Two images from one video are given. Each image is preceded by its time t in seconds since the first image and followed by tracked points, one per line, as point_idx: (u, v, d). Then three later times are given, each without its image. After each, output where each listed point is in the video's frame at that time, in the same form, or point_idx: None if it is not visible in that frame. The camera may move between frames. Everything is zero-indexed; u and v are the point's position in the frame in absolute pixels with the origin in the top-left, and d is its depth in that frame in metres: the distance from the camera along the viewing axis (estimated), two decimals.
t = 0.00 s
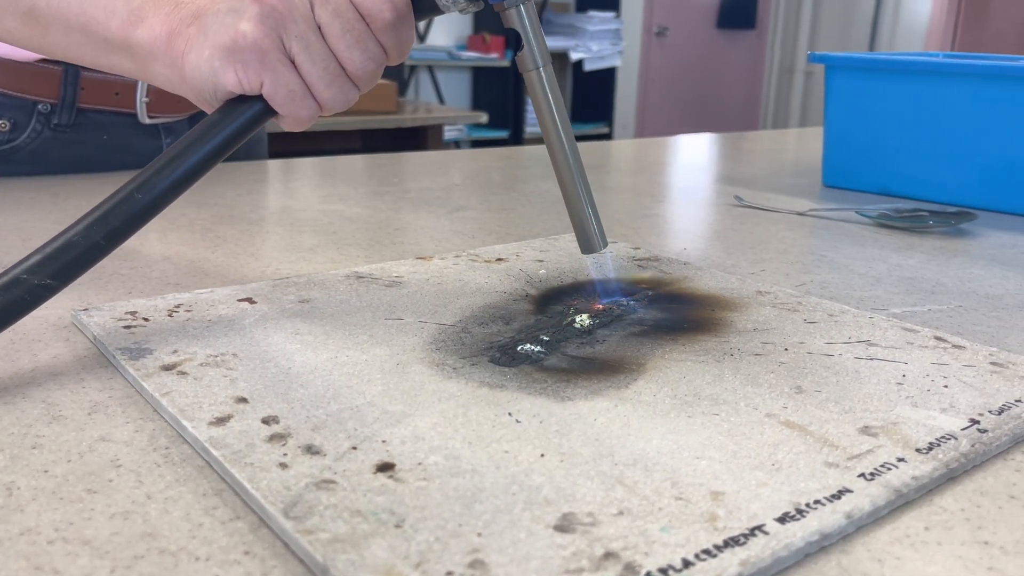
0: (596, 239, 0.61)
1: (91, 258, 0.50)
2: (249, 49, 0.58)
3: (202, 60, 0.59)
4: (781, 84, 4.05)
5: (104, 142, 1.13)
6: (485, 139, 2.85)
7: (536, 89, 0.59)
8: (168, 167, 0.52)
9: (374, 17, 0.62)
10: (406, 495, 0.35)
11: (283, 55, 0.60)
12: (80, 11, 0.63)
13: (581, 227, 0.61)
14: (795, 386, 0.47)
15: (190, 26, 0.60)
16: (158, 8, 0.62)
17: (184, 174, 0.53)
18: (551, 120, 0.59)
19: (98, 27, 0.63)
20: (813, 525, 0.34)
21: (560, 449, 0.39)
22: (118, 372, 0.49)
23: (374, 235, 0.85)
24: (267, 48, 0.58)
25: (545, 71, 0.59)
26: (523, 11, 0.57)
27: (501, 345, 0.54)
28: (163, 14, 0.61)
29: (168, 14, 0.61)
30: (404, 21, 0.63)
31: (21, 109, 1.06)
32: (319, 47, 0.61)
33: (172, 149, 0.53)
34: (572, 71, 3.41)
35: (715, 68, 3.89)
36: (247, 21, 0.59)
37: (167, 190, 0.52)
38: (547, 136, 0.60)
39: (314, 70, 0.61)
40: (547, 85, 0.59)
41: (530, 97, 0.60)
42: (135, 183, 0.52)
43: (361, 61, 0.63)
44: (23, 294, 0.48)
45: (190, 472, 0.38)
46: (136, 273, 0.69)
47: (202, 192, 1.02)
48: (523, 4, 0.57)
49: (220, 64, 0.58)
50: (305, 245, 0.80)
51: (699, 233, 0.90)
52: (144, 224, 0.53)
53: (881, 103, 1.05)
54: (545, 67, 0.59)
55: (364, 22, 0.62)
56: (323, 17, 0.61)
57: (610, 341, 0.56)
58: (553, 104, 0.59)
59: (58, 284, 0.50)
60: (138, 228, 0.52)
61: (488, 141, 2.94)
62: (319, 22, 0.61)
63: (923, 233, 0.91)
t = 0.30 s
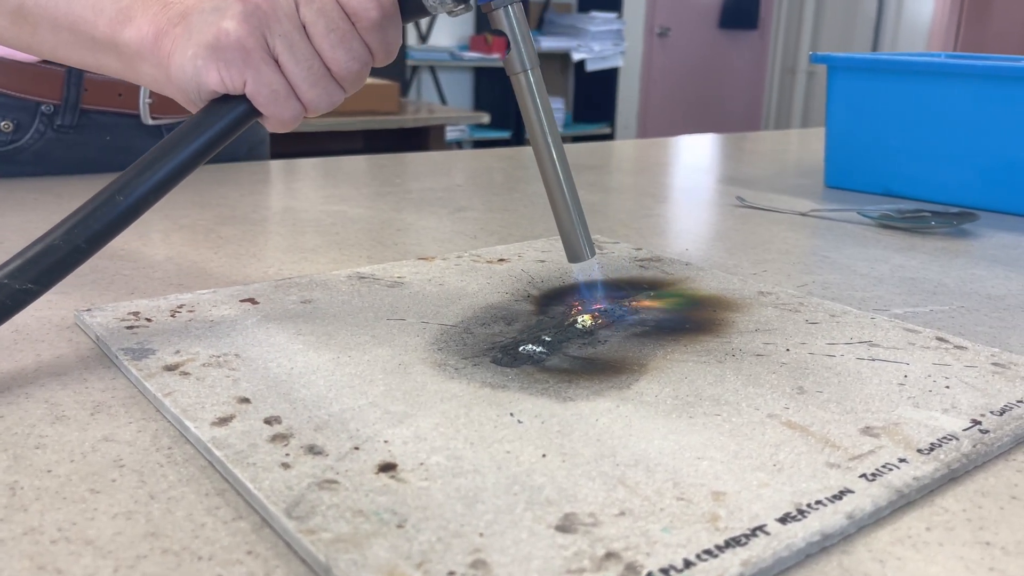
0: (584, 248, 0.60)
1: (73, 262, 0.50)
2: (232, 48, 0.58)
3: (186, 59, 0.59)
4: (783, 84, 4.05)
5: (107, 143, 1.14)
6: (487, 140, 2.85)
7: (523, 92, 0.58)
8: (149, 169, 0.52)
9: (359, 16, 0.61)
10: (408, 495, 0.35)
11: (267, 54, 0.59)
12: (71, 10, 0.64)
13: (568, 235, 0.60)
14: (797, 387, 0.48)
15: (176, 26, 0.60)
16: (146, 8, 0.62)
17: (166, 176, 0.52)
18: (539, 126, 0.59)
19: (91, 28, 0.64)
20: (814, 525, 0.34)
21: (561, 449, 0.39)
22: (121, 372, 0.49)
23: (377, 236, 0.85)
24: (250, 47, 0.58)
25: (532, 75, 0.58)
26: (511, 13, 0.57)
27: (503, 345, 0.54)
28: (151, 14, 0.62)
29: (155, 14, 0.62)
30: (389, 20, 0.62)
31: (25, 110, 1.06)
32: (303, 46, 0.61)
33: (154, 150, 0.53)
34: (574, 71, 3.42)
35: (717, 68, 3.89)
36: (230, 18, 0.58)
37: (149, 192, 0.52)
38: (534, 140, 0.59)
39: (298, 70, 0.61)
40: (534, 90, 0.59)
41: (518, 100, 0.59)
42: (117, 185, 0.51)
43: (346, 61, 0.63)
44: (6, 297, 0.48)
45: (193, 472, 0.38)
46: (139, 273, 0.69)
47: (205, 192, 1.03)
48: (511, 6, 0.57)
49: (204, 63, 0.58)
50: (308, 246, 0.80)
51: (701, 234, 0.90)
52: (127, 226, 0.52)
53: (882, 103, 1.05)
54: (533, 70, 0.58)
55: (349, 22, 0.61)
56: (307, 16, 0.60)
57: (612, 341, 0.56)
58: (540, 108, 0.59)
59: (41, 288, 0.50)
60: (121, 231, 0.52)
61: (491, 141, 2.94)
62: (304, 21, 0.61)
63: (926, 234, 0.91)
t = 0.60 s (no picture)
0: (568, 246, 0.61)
1: (56, 263, 0.50)
2: (213, 44, 0.57)
3: (168, 56, 0.59)
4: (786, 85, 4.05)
5: (110, 144, 1.14)
6: (490, 141, 2.85)
7: (508, 88, 0.58)
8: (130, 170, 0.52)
9: (341, 11, 0.59)
10: (411, 495, 0.35)
11: (248, 50, 0.59)
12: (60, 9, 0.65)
13: (552, 230, 0.61)
14: (799, 388, 0.48)
15: (161, 24, 0.60)
16: (133, 8, 0.63)
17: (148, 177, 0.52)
18: (525, 124, 0.59)
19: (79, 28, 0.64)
20: (816, 525, 0.34)
21: (564, 449, 0.39)
22: (124, 372, 0.49)
23: (379, 236, 0.85)
24: (230, 43, 0.58)
25: (517, 71, 0.58)
26: (495, 7, 0.57)
27: (505, 346, 0.54)
28: (137, 14, 0.62)
29: (141, 14, 0.62)
30: (373, 14, 0.60)
31: (28, 111, 1.06)
32: (284, 42, 0.60)
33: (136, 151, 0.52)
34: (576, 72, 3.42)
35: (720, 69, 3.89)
36: (211, 15, 0.58)
37: (131, 193, 0.52)
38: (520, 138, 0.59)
39: (279, 66, 0.60)
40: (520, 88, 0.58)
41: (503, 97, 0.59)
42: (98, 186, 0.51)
43: (328, 57, 0.61)
44: None
45: (196, 472, 0.39)
46: (142, 274, 0.69)
47: (208, 193, 1.03)
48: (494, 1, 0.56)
49: (185, 60, 0.58)
50: (310, 246, 0.80)
51: (704, 235, 0.90)
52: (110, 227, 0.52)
53: (884, 104, 1.05)
54: (517, 66, 0.58)
55: (331, 17, 0.60)
56: (289, 11, 0.59)
57: (614, 341, 0.56)
58: (525, 105, 0.58)
59: (23, 290, 0.50)
60: (103, 232, 0.52)
61: (494, 142, 2.94)
62: (286, 16, 0.59)
63: (928, 234, 0.91)
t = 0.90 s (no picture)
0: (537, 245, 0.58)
1: (26, 277, 0.51)
2: (170, 57, 0.59)
3: (134, 72, 0.61)
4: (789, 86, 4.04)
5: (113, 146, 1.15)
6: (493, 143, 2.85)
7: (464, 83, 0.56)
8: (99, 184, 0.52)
9: (293, 18, 0.58)
10: (412, 497, 0.35)
11: (205, 61, 0.60)
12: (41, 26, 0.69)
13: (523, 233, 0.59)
14: (798, 390, 0.48)
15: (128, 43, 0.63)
16: (104, 28, 0.66)
17: (117, 191, 0.52)
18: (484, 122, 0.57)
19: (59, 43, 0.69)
20: (815, 527, 0.34)
21: (564, 451, 0.40)
22: (129, 374, 0.49)
23: (382, 238, 0.85)
24: (187, 55, 0.59)
25: (472, 65, 0.56)
26: None
27: (507, 348, 0.55)
28: (108, 33, 0.66)
29: (112, 33, 0.65)
30: (326, 21, 0.59)
31: (31, 109, 1.07)
32: (240, 51, 0.60)
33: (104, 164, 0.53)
34: (579, 73, 3.42)
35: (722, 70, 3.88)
36: (168, 28, 0.59)
37: (100, 207, 0.52)
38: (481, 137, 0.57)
39: (235, 76, 0.60)
40: (478, 82, 0.56)
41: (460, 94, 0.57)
42: (68, 200, 0.51)
43: (284, 64, 0.61)
44: None
45: (200, 474, 0.39)
46: (147, 276, 0.70)
47: (212, 195, 1.03)
48: None
49: (147, 74, 0.60)
50: (313, 248, 0.80)
51: (706, 237, 0.90)
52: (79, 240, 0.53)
53: (889, 106, 1.04)
54: (472, 61, 0.56)
55: (285, 24, 0.59)
56: (243, 21, 0.59)
57: (616, 344, 0.56)
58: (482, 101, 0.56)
59: None
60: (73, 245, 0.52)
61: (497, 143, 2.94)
62: (241, 26, 0.59)
63: (930, 237, 0.91)
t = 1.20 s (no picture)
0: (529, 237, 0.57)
1: (18, 291, 0.51)
2: (151, 73, 0.59)
3: (121, 91, 0.61)
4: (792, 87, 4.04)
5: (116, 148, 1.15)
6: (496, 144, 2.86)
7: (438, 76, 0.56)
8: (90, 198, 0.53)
9: (268, 26, 0.57)
10: (416, 499, 0.36)
11: (186, 75, 0.59)
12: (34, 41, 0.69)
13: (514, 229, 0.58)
14: (801, 393, 0.48)
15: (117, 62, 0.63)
16: (96, 46, 0.66)
17: (108, 205, 0.54)
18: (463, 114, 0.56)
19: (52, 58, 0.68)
20: (817, 529, 0.34)
21: (567, 453, 0.40)
22: (134, 375, 0.50)
23: (385, 240, 0.85)
24: (167, 70, 0.59)
25: (445, 58, 0.56)
26: None
27: (510, 350, 0.55)
28: (100, 52, 0.65)
29: (103, 52, 0.65)
30: (302, 27, 0.57)
31: (32, 108, 1.08)
32: (219, 62, 0.59)
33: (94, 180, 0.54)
34: (581, 74, 3.43)
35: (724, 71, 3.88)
36: (149, 44, 0.59)
37: (91, 222, 0.53)
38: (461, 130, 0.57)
39: (215, 88, 0.59)
40: (453, 75, 0.56)
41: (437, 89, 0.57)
42: (60, 215, 0.52)
43: (263, 74, 0.59)
44: None
45: (205, 476, 0.39)
46: (151, 278, 0.70)
47: (216, 197, 1.04)
48: None
49: (133, 91, 0.60)
50: (316, 251, 0.81)
51: (709, 239, 0.90)
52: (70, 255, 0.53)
53: (893, 108, 1.04)
54: (443, 54, 0.56)
55: (261, 34, 0.58)
56: (220, 32, 0.58)
57: (619, 346, 0.56)
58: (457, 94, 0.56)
59: None
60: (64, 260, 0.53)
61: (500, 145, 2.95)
62: (218, 38, 0.58)
63: (932, 239, 0.91)
